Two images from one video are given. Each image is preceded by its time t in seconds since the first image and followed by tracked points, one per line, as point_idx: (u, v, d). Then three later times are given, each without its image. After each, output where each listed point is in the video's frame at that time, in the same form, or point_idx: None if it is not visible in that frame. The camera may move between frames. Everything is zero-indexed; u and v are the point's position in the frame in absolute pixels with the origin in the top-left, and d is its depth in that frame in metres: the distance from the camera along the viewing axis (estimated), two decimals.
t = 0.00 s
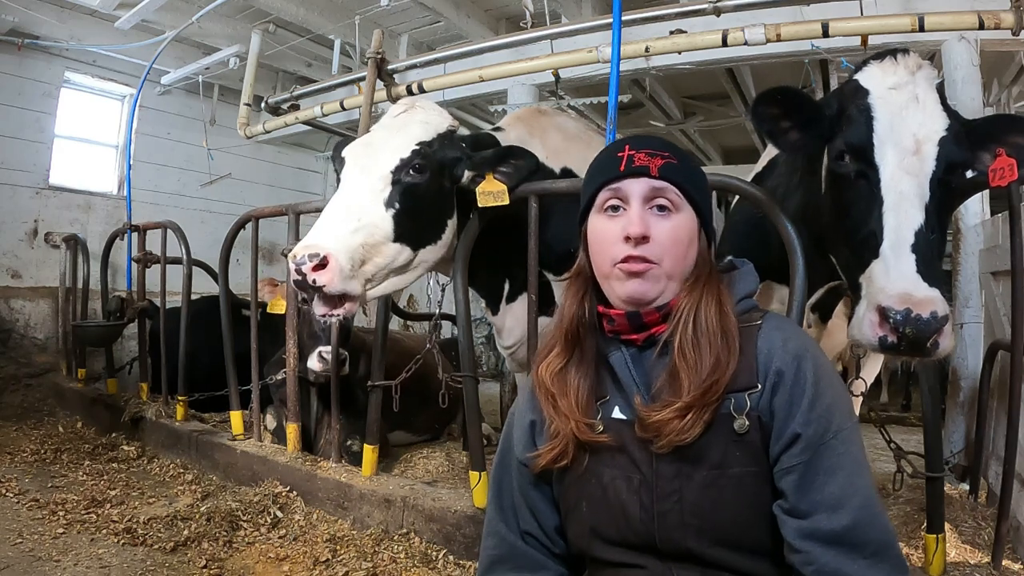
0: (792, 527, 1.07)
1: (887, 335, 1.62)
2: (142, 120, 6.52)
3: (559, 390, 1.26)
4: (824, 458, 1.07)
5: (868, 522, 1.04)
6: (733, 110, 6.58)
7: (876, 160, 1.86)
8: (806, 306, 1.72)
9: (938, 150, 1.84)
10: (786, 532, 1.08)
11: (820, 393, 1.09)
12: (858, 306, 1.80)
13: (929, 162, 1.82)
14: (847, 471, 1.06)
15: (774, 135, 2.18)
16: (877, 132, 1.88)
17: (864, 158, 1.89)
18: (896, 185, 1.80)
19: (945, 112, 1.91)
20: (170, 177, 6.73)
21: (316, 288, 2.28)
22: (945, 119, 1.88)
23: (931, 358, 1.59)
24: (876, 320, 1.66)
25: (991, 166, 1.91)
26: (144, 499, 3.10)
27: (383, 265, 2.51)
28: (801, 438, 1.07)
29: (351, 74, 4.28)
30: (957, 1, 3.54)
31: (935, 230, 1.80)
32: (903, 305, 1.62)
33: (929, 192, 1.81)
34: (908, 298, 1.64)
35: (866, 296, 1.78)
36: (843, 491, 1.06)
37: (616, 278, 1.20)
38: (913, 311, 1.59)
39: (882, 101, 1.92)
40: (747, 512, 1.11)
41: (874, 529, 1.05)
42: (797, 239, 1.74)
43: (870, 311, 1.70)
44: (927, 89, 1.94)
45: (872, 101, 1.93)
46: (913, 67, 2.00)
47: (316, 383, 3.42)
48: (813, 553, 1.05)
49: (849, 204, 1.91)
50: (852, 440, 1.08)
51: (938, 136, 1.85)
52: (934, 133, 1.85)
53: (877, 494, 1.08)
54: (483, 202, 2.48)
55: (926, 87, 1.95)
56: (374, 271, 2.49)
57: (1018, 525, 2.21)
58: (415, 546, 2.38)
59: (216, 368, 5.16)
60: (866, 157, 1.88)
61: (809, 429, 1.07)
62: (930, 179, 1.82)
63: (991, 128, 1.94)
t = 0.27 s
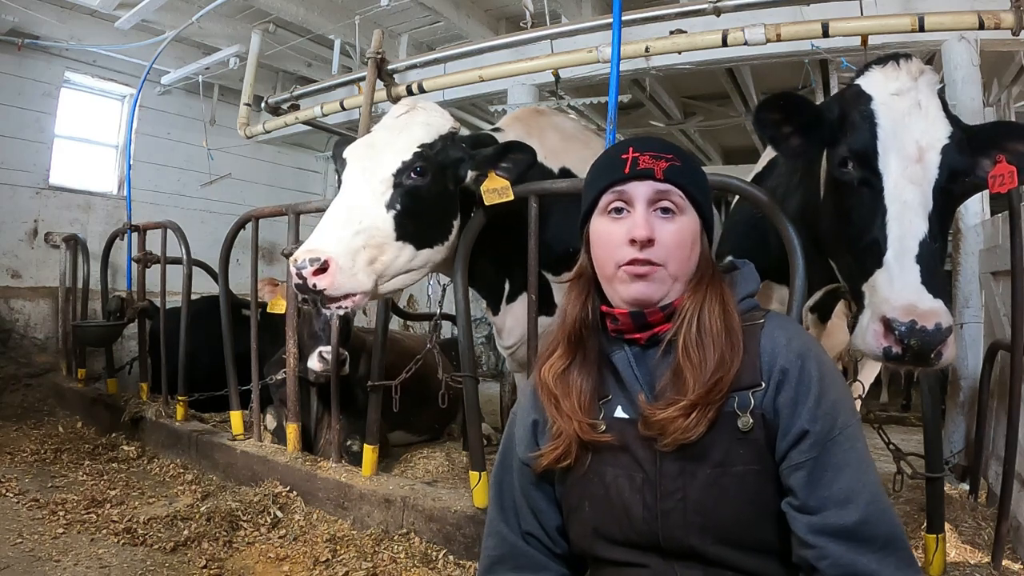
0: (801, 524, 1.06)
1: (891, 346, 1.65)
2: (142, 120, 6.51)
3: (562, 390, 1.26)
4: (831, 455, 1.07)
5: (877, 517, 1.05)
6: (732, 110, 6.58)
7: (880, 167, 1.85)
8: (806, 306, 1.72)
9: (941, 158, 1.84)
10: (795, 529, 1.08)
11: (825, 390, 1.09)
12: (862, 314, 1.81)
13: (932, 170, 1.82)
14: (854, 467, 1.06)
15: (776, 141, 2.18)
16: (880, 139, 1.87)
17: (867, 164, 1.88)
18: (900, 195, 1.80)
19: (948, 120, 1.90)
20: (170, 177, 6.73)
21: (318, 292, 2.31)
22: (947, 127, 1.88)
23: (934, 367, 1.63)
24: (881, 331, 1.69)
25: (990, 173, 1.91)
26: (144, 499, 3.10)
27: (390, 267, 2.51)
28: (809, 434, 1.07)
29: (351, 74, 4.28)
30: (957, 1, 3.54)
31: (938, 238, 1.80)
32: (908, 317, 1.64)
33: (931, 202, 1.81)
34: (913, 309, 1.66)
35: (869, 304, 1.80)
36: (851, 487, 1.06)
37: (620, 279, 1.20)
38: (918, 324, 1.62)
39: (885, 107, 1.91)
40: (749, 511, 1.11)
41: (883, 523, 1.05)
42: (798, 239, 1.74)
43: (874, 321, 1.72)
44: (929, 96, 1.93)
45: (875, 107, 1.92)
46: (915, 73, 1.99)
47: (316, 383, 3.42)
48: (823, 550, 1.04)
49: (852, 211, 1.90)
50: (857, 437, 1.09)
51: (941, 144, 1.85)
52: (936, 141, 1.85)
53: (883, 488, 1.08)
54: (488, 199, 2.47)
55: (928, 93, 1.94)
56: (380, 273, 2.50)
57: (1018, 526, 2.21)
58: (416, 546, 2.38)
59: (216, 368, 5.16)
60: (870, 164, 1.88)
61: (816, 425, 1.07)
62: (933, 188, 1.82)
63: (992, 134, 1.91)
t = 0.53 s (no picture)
0: (800, 524, 1.06)
1: (897, 354, 1.65)
2: (142, 120, 6.52)
3: (562, 389, 1.26)
4: (830, 454, 1.07)
5: (875, 517, 1.04)
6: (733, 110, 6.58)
7: (884, 173, 1.84)
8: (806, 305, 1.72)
9: (945, 163, 1.83)
10: (794, 527, 1.07)
11: (824, 390, 1.09)
12: (867, 321, 1.81)
13: (936, 176, 1.82)
14: (853, 466, 1.07)
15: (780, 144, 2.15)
16: (885, 145, 1.86)
17: (872, 169, 1.86)
18: (905, 201, 1.79)
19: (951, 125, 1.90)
20: (170, 177, 6.73)
21: (320, 291, 2.31)
22: (951, 133, 1.87)
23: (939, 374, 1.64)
24: (887, 339, 1.69)
25: (990, 178, 1.92)
26: (144, 499, 3.10)
27: (391, 267, 2.51)
28: (808, 433, 1.07)
29: (351, 74, 4.28)
30: (957, 1, 3.54)
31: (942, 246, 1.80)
32: (914, 326, 1.64)
33: (936, 208, 1.80)
34: (919, 318, 1.65)
35: (874, 312, 1.79)
36: (850, 486, 1.06)
37: (622, 277, 1.19)
38: (924, 333, 1.62)
39: (890, 112, 1.90)
40: (748, 510, 1.11)
41: (881, 523, 1.05)
42: (797, 239, 1.74)
43: (880, 329, 1.73)
44: (933, 101, 1.93)
45: (879, 112, 1.91)
46: (919, 77, 1.97)
47: (316, 383, 3.42)
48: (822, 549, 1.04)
49: (857, 216, 1.88)
50: (855, 436, 1.09)
51: (945, 150, 1.84)
52: (941, 146, 1.84)
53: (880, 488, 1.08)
54: (486, 198, 2.47)
55: (931, 99, 1.93)
56: (381, 273, 2.50)
57: (1018, 526, 2.21)
58: (416, 546, 2.38)
59: (216, 368, 5.16)
60: (875, 170, 1.86)
61: (815, 424, 1.07)
62: (937, 194, 1.82)
63: (993, 139, 1.91)
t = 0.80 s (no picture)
0: (810, 528, 1.06)
1: (904, 361, 1.66)
2: (142, 120, 6.52)
3: (558, 394, 1.26)
4: (835, 458, 1.07)
5: (886, 516, 1.05)
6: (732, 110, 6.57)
7: (889, 179, 1.81)
8: (805, 306, 1.72)
9: (948, 168, 1.80)
10: (803, 531, 1.08)
11: (825, 394, 1.09)
12: (872, 327, 1.81)
13: (940, 182, 1.79)
14: (859, 467, 1.07)
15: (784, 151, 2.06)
16: (889, 150, 1.83)
17: (878, 174, 1.83)
18: (910, 208, 1.77)
19: (953, 129, 1.87)
20: (170, 177, 6.73)
21: (318, 292, 2.30)
22: (954, 138, 1.84)
23: (942, 380, 1.63)
24: (894, 346, 1.70)
25: (991, 181, 1.92)
26: (144, 499, 3.10)
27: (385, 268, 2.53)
28: (811, 438, 1.07)
29: (351, 74, 4.28)
30: (957, 1, 3.54)
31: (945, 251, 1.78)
32: (922, 334, 1.64)
33: (940, 215, 1.78)
34: (926, 326, 1.65)
35: (880, 318, 1.78)
36: (857, 488, 1.06)
37: (615, 283, 1.19)
38: (932, 340, 1.61)
39: (893, 117, 1.87)
40: (746, 512, 1.11)
41: (891, 520, 1.05)
42: (797, 240, 1.74)
43: (887, 336, 1.73)
44: (935, 105, 1.90)
45: (883, 116, 1.88)
46: (921, 81, 1.94)
47: (316, 383, 3.42)
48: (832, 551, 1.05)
49: (862, 222, 1.85)
50: (858, 438, 1.09)
51: (948, 155, 1.81)
52: (944, 151, 1.82)
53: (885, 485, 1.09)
54: (481, 201, 2.46)
55: (934, 103, 1.91)
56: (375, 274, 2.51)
57: (1018, 526, 2.21)
58: (416, 546, 2.38)
59: (216, 368, 5.16)
60: (880, 175, 1.83)
61: (818, 429, 1.07)
62: (942, 201, 1.79)
63: (994, 142, 1.91)
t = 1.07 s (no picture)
0: (819, 530, 1.07)
1: (913, 367, 1.65)
2: (142, 120, 6.52)
3: (556, 395, 1.26)
4: (841, 459, 1.08)
5: (892, 513, 1.06)
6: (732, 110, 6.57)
7: (896, 183, 1.78)
8: (805, 306, 1.72)
9: (954, 173, 1.78)
10: (810, 532, 1.08)
11: (827, 394, 1.09)
12: (879, 332, 1.79)
13: (946, 186, 1.77)
14: (864, 466, 1.08)
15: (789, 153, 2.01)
16: (896, 153, 1.80)
17: (886, 178, 1.80)
18: (918, 212, 1.74)
19: (958, 134, 1.85)
20: (170, 177, 6.73)
21: (314, 288, 2.30)
22: (959, 142, 1.82)
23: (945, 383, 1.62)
24: (904, 352, 1.68)
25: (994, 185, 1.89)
26: (144, 499, 3.10)
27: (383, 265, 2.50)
28: (818, 439, 1.07)
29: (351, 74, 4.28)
30: (957, 1, 3.54)
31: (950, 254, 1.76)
32: (931, 340, 1.62)
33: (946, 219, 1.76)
34: (936, 331, 1.63)
35: (888, 322, 1.76)
36: (864, 487, 1.06)
37: (613, 282, 1.19)
38: (942, 346, 1.60)
39: (899, 119, 1.84)
40: (746, 514, 1.11)
41: (896, 514, 1.07)
42: (797, 240, 1.74)
43: (896, 341, 1.71)
44: (940, 109, 1.87)
45: (888, 119, 1.85)
46: (927, 84, 1.90)
47: (316, 383, 3.42)
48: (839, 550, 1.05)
49: (866, 226, 1.82)
50: (861, 437, 1.10)
51: (954, 159, 1.79)
52: (949, 155, 1.79)
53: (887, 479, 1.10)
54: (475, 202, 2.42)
55: (939, 106, 1.88)
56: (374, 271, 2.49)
57: (1018, 526, 2.21)
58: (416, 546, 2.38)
59: (216, 368, 5.16)
60: (887, 178, 1.80)
61: (824, 430, 1.07)
62: (947, 205, 1.77)
63: (995, 145, 1.89)
